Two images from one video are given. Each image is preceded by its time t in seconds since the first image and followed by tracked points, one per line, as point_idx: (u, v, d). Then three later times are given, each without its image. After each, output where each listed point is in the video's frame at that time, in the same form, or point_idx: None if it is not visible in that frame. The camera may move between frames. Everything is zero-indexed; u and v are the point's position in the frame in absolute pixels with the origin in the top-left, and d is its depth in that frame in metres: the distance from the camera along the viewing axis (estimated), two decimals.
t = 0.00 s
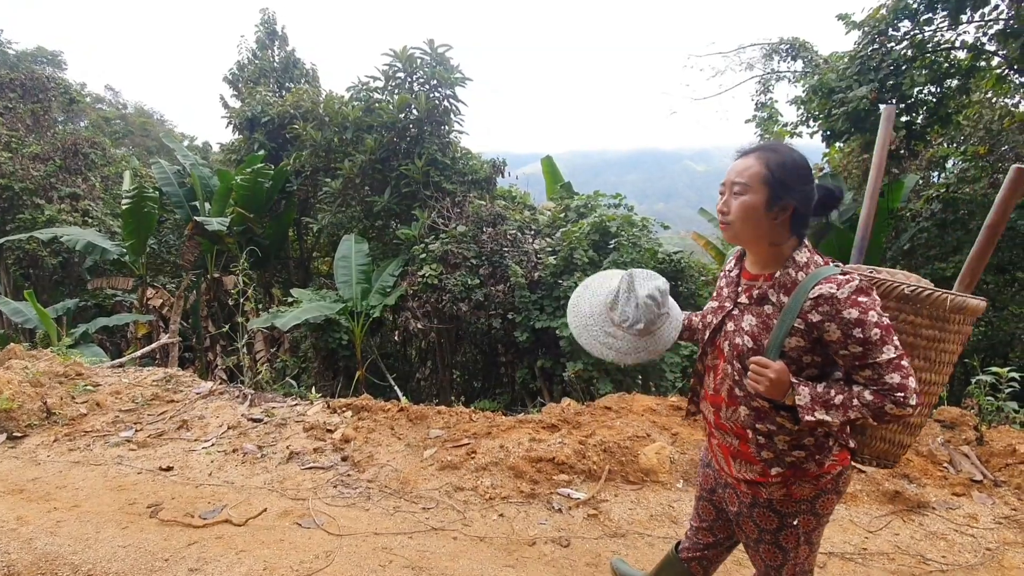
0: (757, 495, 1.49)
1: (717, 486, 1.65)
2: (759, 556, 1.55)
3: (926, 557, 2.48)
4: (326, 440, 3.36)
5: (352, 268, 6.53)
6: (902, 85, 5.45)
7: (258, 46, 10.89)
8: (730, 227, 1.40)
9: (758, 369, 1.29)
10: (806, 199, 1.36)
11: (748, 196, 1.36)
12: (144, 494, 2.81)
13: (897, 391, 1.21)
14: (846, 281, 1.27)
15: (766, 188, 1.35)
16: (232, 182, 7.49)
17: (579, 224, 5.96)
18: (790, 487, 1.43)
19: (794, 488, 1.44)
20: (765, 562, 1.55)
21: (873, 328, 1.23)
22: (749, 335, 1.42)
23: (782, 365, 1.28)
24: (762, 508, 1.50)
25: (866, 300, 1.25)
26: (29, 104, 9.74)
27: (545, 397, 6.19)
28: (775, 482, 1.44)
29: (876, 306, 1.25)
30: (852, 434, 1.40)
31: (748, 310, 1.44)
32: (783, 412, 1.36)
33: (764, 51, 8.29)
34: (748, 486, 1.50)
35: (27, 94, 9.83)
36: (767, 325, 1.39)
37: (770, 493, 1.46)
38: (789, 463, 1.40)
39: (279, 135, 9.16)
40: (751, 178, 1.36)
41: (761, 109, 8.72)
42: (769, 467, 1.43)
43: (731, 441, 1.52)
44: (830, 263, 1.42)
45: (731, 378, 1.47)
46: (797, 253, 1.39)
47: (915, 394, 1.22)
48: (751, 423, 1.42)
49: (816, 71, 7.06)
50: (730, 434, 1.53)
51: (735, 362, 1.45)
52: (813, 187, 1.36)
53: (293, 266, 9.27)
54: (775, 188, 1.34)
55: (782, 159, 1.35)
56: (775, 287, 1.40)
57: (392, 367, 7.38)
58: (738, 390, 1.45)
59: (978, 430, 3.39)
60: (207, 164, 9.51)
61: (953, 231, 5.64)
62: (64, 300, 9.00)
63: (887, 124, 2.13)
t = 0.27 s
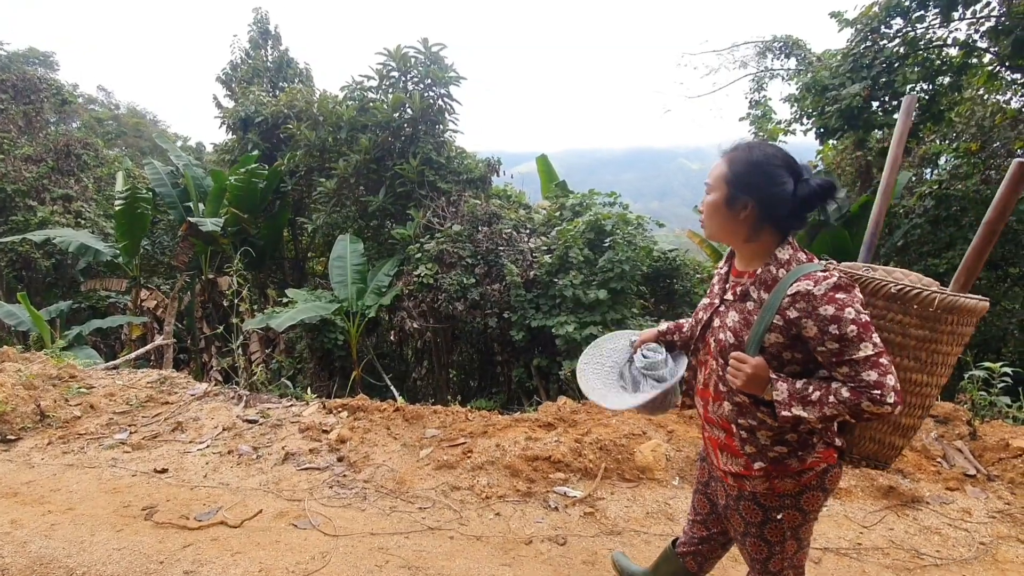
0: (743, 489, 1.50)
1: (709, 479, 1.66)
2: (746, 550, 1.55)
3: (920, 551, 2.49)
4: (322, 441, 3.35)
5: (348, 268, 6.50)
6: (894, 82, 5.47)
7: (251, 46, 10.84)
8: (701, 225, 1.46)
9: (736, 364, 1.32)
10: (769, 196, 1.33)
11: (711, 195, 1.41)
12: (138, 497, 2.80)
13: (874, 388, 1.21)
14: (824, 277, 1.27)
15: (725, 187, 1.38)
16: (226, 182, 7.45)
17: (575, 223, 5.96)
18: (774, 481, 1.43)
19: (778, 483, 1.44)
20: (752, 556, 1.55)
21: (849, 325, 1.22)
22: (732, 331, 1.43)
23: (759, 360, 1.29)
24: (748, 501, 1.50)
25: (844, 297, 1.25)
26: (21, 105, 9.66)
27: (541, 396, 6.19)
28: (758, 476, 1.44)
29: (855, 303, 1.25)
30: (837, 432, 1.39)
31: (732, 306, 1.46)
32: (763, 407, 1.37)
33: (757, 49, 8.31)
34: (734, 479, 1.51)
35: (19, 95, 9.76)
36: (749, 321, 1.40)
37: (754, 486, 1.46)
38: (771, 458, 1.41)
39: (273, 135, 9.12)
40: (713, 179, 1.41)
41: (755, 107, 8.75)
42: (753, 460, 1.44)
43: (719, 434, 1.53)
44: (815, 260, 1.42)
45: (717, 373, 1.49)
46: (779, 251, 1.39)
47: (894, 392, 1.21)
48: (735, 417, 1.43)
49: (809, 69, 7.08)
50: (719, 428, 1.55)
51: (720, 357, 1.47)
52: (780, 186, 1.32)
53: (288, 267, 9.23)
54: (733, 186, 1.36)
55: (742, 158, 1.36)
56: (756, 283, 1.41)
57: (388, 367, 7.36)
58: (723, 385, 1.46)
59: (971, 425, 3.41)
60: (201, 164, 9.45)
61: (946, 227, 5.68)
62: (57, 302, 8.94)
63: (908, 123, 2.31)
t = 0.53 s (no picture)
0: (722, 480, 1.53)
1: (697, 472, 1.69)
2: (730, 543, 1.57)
3: (913, 546, 2.51)
4: (317, 441, 3.34)
5: (342, 268, 6.47)
6: (886, 80, 5.49)
7: (243, 45, 10.78)
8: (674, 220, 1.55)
9: (704, 355, 1.37)
10: (730, 194, 1.40)
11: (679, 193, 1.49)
12: (131, 499, 2.78)
13: (832, 379, 1.22)
14: (784, 271, 1.31)
15: (691, 185, 1.46)
16: (219, 182, 7.41)
17: (569, 221, 5.97)
18: (749, 474, 1.46)
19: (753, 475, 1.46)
20: (735, 548, 1.57)
21: (807, 317, 1.25)
22: (705, 325, 1.48)
23: (724, 351, 1.34)
24: (727, 493, 1.53)
25: (804, 290, 1.28)
26: (10, 105, 9.56)
27: (537, 394, 6.20)
28: (734, 467, 1.47)
29: (816, 296, 1.27)
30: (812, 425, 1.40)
31: (707, 300, 1.51)
32: (733, 399, 1.41)
33: (750, 47, 8.33)
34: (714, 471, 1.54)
35: (8, 95, 9.66)
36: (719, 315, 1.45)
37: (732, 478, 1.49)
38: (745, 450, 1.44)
39: (266, 135, 9.07)
40: (682, 177, 1.49)
41: (748, 105, 8.78)
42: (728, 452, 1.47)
43: (699, 426, 1.57)
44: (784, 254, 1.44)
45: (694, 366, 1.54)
46: (748, 246, 1.44)
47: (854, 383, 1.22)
48: (709, 409, 1.47)
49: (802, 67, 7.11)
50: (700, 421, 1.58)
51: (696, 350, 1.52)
52: (740, 184, 1.38)
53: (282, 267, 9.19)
54: (698, 184, 1.44)
55: (707, 157, 1.43)
56: (725, 278, 1.46)
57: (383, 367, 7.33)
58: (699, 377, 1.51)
59: (962, 420, 3.44)
60: (194, 164, 9.39)
61: (938, 224, 5.72)
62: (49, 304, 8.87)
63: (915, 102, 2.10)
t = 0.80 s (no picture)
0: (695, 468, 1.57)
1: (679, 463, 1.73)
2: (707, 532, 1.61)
3: (905, 542, 2.53)
4: (312, 440, 3.33)
5: (337, 267, 6.45)
6: (879, 79, 5.52)
7: (236, 43, 10.72)
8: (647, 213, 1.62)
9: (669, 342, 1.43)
10: (693, 191, 1.45)
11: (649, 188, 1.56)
12: (124, 499, 2.76)
13: (782, 363, 1.25)
14: (741, 260, 1.36)
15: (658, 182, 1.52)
16: (213, 180, 7.37)
17: (564, 220, 5.98)
18: (717, 461, 1.50)
19: (721, 463, 1.50)
20: (711, 536, 1.60)
21: (760, 303, 1.30)
22: (673, 315, 1.54)
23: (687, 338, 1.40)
24: (701, 481, 1.57)
25: (758, 278, 1.33)
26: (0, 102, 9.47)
27: (532, 393, 6.21)
28: (703, 455, 1.52)
29: (770, 283, 1.32)
30: (774, 415, 1.43)
31: (677, 292, 1.57)
32: (697, 386, 1.46)
33: (745, 46, 8.35)
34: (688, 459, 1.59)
35: None
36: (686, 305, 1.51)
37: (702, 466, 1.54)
38: (711, 437, 1.48)
39: (260, 133, 9.03)
40: (652, 173, 1.55)
41: (742, 104, 8.81)
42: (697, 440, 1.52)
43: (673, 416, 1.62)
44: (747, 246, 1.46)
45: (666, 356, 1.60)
46: (712, 238, 1.49)
47: (804, 368, 1.24)
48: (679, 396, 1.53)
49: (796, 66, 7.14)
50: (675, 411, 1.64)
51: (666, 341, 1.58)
52: (702, 182, 1.43)
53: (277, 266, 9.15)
54: (664, 182, 1.50)
55: (673, 155, 1.48)
56: (692, 270, 1.52)
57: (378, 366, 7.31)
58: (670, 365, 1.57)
59: (954, 417, 3.46)
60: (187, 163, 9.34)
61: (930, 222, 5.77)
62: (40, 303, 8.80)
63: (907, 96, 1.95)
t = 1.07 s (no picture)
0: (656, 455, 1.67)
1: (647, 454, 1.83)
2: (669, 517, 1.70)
3: (900, 539, 2.54)
4: (309, 439, 3.33)
5: (334, 266, 6.44)
6: (875, 79, 5.54)
7: (233, 40, 10.68)
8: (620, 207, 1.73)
9: (631, 325, 1.55)
10: (661, 187, 1.57)
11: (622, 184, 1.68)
12: (120, 499, 2.75)
13: (730, 343, 1.36)
14: (697, 249, 1.49)
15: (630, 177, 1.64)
16: (209, 178, 7.33)
17: (562, 219, 5.98)
18: (675, 446, 1.59)
19: (679, 449, 1.59)
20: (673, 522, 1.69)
21: (713, 288, 1.42)
22: (638, 303, 1.66)
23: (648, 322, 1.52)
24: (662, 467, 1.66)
25: (711, 265, 1.45)
26: None
27: (530, 392, 6.22)
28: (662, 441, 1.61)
29: (722, 270, 1.44)
30: (726, 402, 1.53)
31: (642, 282, 1.69)
32: (656, 370, 1.56)
33: (742, 45, 8.36)
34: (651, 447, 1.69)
35: None
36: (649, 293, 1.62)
37: (662, 451, 1.63)
38: (667, 422, 1.58)
39: (257, 131, 8.99)
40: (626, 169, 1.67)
41: (740, 103, 8.83)
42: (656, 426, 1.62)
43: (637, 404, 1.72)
44: (707, 239, 1.57)
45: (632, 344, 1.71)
46: (677, 231, 1.61)
47: (750, 348, 1.35)
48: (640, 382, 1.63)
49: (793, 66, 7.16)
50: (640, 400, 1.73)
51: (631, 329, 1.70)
52: (669, 179, 1.56)
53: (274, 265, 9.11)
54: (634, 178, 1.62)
55: (645, 153, 1.60)
56: (656, 260, 1.64)
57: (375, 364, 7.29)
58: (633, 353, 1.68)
59: (949, 415, 3.48)
60: (183, 160, 9.29)
61: (925, 222, 5.81)
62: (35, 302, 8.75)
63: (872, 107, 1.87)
